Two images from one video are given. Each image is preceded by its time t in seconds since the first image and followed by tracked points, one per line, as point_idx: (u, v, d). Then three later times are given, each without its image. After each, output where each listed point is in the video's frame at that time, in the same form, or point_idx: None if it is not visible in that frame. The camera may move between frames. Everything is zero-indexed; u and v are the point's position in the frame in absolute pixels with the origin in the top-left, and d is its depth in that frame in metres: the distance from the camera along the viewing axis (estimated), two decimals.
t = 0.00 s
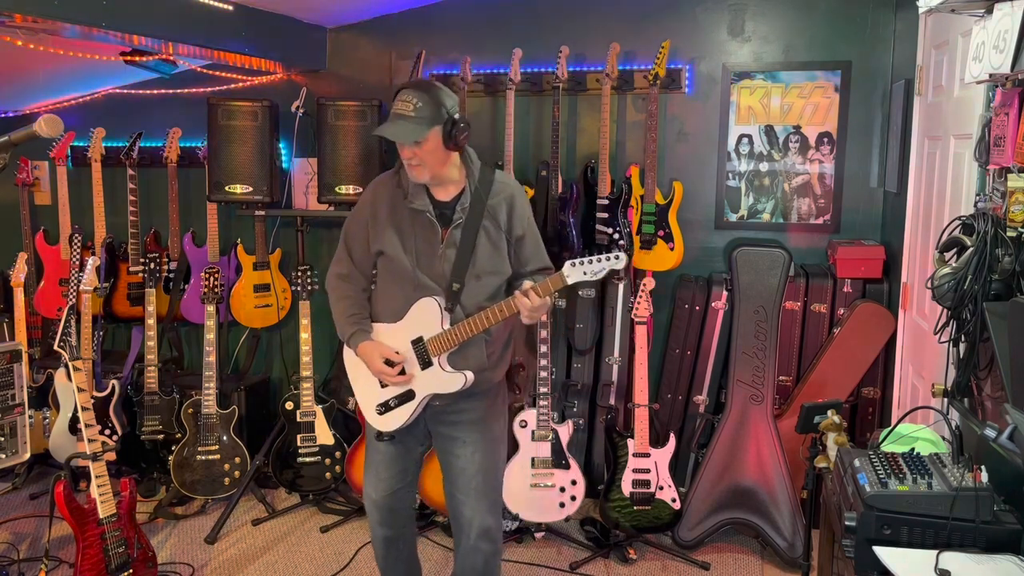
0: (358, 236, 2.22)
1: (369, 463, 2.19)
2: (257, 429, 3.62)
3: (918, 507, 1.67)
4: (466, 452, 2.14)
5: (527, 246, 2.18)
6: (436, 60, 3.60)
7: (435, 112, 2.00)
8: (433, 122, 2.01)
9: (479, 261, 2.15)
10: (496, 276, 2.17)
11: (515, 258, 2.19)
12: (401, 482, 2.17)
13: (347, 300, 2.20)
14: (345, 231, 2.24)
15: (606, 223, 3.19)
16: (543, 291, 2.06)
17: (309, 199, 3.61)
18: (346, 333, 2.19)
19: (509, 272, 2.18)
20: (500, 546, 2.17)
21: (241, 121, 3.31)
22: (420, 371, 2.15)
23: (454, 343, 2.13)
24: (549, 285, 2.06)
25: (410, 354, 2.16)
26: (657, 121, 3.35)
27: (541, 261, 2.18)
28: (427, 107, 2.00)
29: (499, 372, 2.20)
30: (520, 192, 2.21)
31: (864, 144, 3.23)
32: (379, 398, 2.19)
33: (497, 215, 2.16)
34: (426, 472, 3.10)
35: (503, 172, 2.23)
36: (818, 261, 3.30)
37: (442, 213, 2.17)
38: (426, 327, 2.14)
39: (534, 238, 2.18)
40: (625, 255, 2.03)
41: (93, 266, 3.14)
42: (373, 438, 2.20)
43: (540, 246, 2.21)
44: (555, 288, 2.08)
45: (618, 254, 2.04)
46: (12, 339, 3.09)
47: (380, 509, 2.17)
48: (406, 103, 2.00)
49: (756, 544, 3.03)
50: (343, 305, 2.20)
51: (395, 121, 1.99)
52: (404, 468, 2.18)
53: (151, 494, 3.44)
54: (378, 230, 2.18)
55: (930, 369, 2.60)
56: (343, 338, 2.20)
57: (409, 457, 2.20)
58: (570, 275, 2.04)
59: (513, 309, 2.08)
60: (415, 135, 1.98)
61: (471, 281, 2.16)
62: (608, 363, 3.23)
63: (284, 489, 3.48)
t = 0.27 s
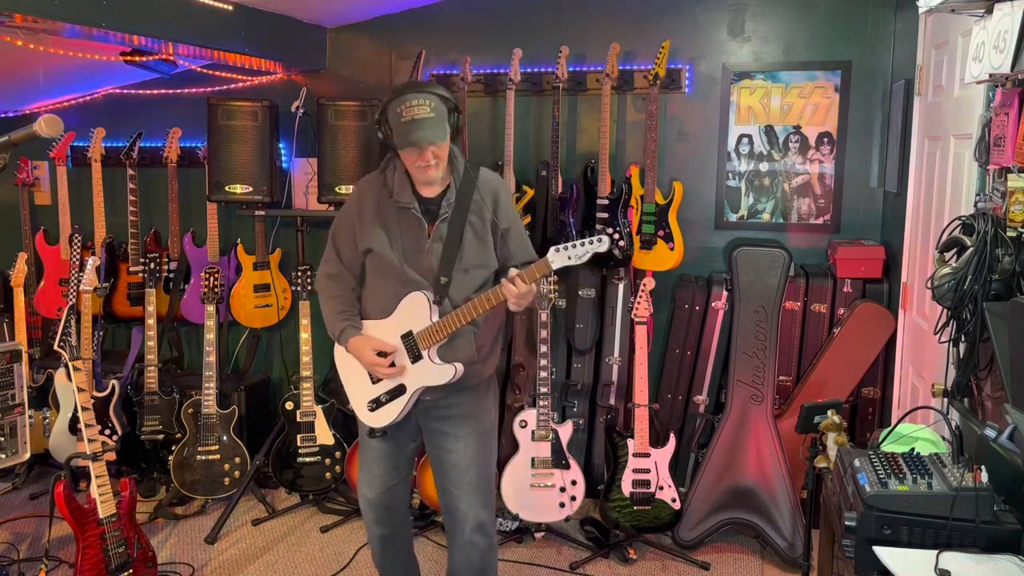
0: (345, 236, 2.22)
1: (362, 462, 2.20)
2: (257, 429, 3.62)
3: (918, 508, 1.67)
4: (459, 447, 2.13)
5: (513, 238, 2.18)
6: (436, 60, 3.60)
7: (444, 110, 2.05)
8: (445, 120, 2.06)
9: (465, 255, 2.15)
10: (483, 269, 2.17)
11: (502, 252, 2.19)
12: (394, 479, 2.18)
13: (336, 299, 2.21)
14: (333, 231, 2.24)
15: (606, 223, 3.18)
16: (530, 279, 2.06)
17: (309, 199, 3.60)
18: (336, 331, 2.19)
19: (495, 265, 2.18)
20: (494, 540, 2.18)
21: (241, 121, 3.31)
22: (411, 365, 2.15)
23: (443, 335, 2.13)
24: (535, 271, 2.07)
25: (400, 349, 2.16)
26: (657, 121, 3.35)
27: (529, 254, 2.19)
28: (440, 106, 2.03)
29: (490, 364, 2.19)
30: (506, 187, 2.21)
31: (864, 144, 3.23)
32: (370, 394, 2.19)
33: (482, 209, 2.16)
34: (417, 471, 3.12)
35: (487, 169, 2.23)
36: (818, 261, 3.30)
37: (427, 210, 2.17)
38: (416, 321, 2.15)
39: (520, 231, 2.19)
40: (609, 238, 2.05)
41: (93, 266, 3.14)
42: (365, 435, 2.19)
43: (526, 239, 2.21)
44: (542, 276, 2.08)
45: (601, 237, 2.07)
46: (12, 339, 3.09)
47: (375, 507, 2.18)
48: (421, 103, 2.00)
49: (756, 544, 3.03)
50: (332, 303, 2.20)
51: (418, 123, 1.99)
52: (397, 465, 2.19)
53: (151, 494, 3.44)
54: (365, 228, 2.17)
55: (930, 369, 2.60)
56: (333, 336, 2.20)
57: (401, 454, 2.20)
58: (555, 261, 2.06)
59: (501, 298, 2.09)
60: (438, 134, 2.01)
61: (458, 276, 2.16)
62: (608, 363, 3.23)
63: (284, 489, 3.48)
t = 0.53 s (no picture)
0: (335, 236, 2.23)
1: (357, 462, 2.21)
2: (257, 429, 3.62)
3: (918, 508, 1.66)
4: (454, 442, 2.14)
5: (502, 235, 2.18)
6: (436, 60, 3.60)
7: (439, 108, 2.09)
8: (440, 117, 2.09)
9: (456, 251, 2.16)
10: (474, 265, 2.17)
11: (492, 248, 2.19)
12: (389, 478, 2.19)
13: (327, 298, 2.21)
14: (324, 232, 2.25)
15: (606, 222, 3.18)
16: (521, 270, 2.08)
17: (309, 199, 3.60)
18: (328, 329, 2.19)
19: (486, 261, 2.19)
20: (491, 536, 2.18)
21: (241, 121, 3.31)
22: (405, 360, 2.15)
23: (436, 330, 2.14)
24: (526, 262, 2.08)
25: (393, 344, 2.16)
26: (657, 121, 3.35)
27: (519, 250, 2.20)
28: (436, 104, 2.07)
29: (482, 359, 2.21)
30: (494, 185, 2.23)
31: (864, 143, 3.23)
32: (364, 391, 2.19)
33: (472, 206, 2.17)
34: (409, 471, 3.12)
35: (476, 168, 2.25)
36: (818, 261, 3.30)
37: (417, 207, 2.18)
38: (409, 316, 2.14)
39: (509, 228, 2.19)
40: (600, 228, 2.07)
41: (93, 266, 3.14)
42: (359, 433, 2.21)
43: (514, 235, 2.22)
44: (534, 266, 2.10)
45: (592, 227, 2.08)
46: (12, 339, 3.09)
47: (372, 506, 2.18)
48: (419, 100, 2.03)
49: (756, 544, 3.03)
50: (324, 302, 2.21)
51: (417, 119, 2.02)
52: (392, 463, 2.20)
53: (151, 494, 3.44)
54: (355, 227, 2.18)
55: (930, 369, 2.60)
56: (326, 334, 2.20)
57: (396, 452, 2.21)
58: (547, 251, 2.08)
59: (493, 289, 2.11)
60: (437, 130, 2.05)
61: (449, 271, 2.16)
62: (608, 363, 3.23)
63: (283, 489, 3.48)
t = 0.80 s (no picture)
0: (329, 237, 2.23)
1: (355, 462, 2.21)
2: (257, 429, 3.62)
3: (918, 508, 1.67)
4: (451, 441, 2.14)
5: (495, 236, 2.20)
6: (436, 60, 3.60)
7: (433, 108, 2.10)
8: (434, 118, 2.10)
9: (451, 250, 2.16)
10: (468, 264, 2.18)
11: (485, 248, 2.21)
12: (387, 478, 2.18)
13: (321, 298, 2.21)
14: (317, 233, 2.25)
15: (606, 222, 3.18)
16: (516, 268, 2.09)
17: (309, 199, 3.60)
18: (324, 330, 2.18)
19: (480, 260, 2.20)
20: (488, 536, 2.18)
21: (241, 121, 3.31)
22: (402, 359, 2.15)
23: (432, 330, 2.13)
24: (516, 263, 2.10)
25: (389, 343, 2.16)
26: (657, 121, 3.35)
27: (513, 250, 2.22)
28: (430, 105, 2.07)
29: (476, 356, 2.22)
30: (486, 186, 2.25)
31: (863, 143, 3.23)
32: (360, 391, 2.19)
33: (465, 207, 2.18)
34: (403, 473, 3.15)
35: (468, 169, 2.26)
36: (819, 261, 3.30)
37: (411, 208, 2.18)
38: (405, 315, 2.14)
39: (502, 228, 2.21)
40: (595, 223, 2.10)
41: (93, 266, 3.14)
42: (354, 433, 2.20)
43: (506, 237, 2.24)
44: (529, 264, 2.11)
45: (587, 222, 2.12)
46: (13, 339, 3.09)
47: (370, 506, 2.18)
48: (414, 101, 2.04)
49: (756, 544, 3.03)
50: (319, 303, 2.21)
51: (412, 119, 2.02)
52: (389, 463, 2.20)
53: (151, 494, 3.44)
54: (349, 228, 2.19)
55: (930, 369, 2.60)
56: (321, 334, 2.20)
57: (393, 451, 2.21)
58: (543, 247, 2.10)
59: (478, 295, 2.10)
60: (431, 131, 2.05)
61: (444, 271, 2.16)
62: (608, 363, 3.24)
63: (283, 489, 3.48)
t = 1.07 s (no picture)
0: (327, 236, 2.24)
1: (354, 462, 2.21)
2: (257, 429, 3.62)
3: (918, 508, 1.67)
4: (451, 440, 2.14)
5: (493, 235, 2.21)
6: (436, 60, 3.60)
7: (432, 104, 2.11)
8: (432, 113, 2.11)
9: (449, 248, 2.16)
10: (466, 262, 2.18)
11: (482, 247, 2.21)
12: (385, 478, 2.18)
13: (320, 297, 2.22)
14: (315, 232, 2.26)
15: (606, 222, 3.17)
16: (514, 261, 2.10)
17: (309, 199, 3.60)
18: (322, 329, 2.19)
19: (478, 258, 2.20)
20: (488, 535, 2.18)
21: (241, 121, 3.31)
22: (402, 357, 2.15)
23: (432, 326, 2.14)
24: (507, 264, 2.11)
25: (389, 341, 2.16)
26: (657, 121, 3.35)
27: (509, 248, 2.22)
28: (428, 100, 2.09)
29: (475, 354, 2.23)
30: (483, 186, 2.26)
31: (864, 143, 3.23)
32: (360, 390, 2.19)
33: (463, 205, 2.18)
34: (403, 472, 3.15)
35: (465, 169, 2.26)
36: (819, 261, 3.30)
37: (409, 206, 2.18)
38: (404, 313, 2.15)
39: (499, 228, 2.22)
40: (593, 214, 2.14)
41: (93, 266, 3.14)
42: (354, 433, 2.19)
43: (503, 238, 2.24)
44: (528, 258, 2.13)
45: (585, 214, 2.15)
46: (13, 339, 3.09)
47: (369, 505, 2.18)
48: (413, 94, 2.06)
49: (756, 544, 3.03)
50: (317, 302, 2.21)
51: (411, 112, 2.03)
52: (388, 462, 2.20)
53: (151, 494, 3.44)
54: (347, 226, 2.19)
55: (930, 369, 2.60)
56: (319, 334, 2.20)
57: (392, 451, 2.21)
58: (541, 240, 2.13)
59: (473, 292, 2.11)
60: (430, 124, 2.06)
61: (442, 268, 2.16)
62: (608, 363, 3.24)
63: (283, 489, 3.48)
